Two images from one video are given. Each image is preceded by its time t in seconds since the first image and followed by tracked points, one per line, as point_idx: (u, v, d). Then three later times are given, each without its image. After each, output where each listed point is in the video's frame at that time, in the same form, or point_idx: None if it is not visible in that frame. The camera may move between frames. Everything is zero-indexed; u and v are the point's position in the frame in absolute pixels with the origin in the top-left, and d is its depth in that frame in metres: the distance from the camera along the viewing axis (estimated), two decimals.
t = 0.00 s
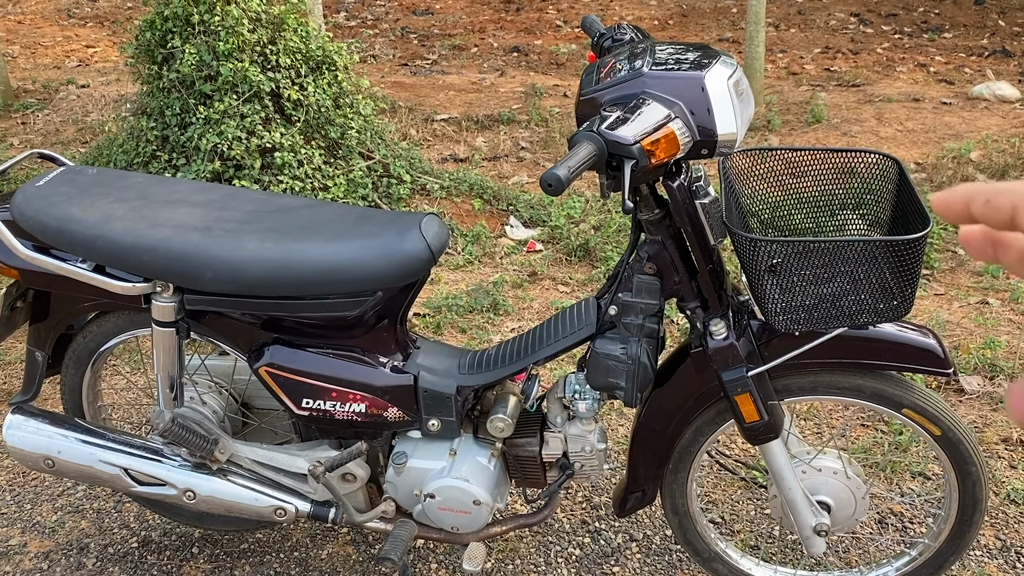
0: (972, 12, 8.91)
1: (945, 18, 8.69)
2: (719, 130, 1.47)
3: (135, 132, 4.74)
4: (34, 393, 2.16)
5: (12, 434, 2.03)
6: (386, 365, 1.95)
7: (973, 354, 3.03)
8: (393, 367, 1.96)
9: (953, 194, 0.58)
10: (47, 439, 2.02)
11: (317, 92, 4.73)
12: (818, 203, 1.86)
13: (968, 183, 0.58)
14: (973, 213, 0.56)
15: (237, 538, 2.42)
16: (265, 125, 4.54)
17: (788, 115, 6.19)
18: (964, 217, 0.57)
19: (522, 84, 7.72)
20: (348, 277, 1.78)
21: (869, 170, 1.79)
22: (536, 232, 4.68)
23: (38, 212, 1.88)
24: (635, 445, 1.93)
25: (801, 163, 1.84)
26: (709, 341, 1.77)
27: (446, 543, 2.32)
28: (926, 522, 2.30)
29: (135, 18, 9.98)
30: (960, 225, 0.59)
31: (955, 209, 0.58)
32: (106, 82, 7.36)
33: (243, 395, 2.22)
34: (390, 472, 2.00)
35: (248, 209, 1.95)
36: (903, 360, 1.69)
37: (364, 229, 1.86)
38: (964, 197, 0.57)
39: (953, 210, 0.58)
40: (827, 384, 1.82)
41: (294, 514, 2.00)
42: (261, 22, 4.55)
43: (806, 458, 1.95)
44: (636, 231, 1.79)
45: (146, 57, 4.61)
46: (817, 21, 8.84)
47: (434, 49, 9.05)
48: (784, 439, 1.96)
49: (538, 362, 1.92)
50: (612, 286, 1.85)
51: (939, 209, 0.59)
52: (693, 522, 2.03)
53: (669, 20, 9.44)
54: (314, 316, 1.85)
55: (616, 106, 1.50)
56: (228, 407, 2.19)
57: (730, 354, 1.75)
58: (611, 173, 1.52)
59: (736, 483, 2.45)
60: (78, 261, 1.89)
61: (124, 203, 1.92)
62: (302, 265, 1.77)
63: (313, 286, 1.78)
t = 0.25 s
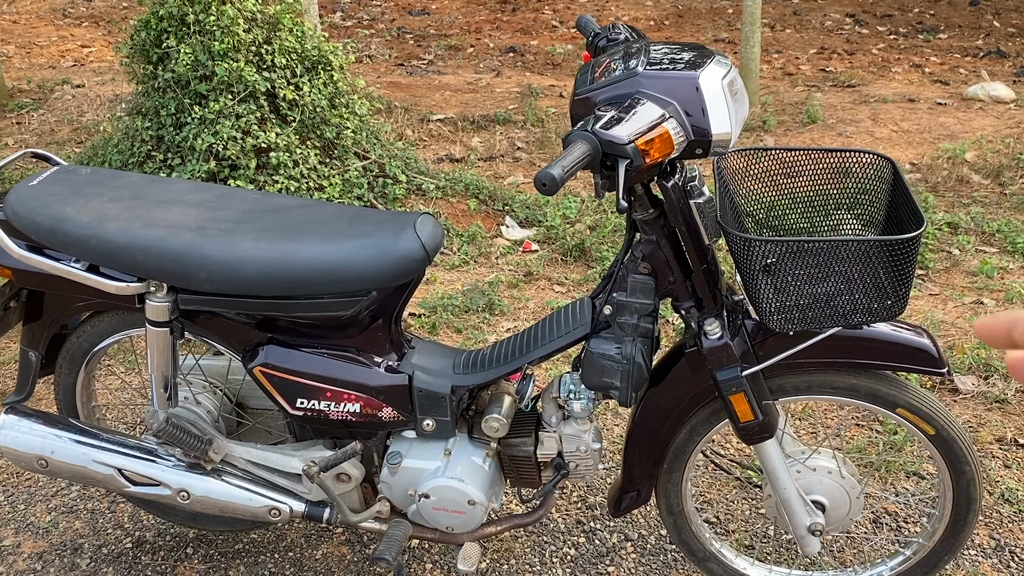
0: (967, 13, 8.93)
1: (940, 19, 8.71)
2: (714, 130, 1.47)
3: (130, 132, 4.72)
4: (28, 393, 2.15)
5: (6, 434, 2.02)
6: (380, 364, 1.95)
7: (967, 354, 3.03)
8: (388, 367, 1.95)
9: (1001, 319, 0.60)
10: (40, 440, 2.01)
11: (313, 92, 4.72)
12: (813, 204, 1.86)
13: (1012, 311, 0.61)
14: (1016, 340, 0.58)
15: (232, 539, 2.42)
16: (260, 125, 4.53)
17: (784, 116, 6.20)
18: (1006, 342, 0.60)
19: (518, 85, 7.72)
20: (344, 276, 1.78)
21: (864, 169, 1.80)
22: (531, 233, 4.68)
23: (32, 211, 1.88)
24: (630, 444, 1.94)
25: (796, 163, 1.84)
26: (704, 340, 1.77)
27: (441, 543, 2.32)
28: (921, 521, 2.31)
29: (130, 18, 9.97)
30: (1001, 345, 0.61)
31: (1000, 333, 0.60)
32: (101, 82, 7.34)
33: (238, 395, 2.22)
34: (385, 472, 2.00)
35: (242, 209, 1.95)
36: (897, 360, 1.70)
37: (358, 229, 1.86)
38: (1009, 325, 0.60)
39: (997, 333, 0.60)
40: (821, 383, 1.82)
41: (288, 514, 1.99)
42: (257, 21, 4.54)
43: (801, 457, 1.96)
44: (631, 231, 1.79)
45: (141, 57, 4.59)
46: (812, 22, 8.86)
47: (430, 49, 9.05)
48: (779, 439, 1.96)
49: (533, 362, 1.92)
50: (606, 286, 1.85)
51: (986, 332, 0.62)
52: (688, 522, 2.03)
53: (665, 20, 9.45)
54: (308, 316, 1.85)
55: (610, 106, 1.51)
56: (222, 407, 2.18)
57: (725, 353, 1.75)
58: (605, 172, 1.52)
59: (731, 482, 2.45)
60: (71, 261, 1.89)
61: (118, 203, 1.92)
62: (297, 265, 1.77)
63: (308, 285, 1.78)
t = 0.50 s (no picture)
0: (965, 13, 8.94)
1: (938, 20, 8.72)
2: (712, 130, 1.47)
3: (127, 131, 4.71)
4: (24, 393, 2.15)
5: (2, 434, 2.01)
6: (378, 364, 1.94)
7: (964, 354, 3.04)
8: (385, 367, 1.95)
9: (974, 263, 0.72)
10: (37, 440, 2.00)
11: (311, 92, 4.72)
12: (811, 204, 1.86)
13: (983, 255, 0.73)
14: (991, 281, 0.71)
15: (229, 539, 2.41)
16: (258, 125, 4.52)
17: (781, 116, 6.21)
18: (981, 285, 0.72)
19: (516, 85, 7.72)
20: (341, 276, 1.77)
21: (862, 169, 1.80)
22: (529, 233, 4.68)
23: (28, 210, 1.87)
24: (627, 445, 1.93)
25: (794, 164, 1.84)
26: (701, 341, 1.77)
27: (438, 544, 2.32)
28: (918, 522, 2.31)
29: (128, 17, 9.95)
30: (976, 290, 0.73)
31: (974, 277, 0.72)
32: (98, 82, 7.33)
33: (235, 395, 2.22)
34: (382, 473, 1.99)
35: (239, 209, 1.95)
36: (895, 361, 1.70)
37: (356, 229, 1.85)
38: (983, 267, 0.72)
39: (972, 277, 0.72)
40: (819, 384, 1.82)
41: (285, 515, 1.99)
42: (255, 21, 4.53)
43: (798, 458, 1.96)
44: (628, 231, 1.79)
45: (139, 56, 4.59)
46: (810, 22, 8.87)
47: (427, 49, 9.04)
48: (777, 439, 1.96)
49: (530, 362, 1.92)
50: (604, 286, 1.85)
51: (958, 277, 0.74)
52: (686, 522, 2.03)
53: (663, 20, 9.45)
54: (306, 316, 1.85)
55: (608, 106, 1.50)
56: (219, 407, 2.18)
57: (723, 354, 1.75)
58: (603, 173, 1.52)
59: (729, 482, 2.45)
60: (67, 261, 1.88)
61: (115, 202, 1.91)
62: (294, 265, 1.76)
63: (305, 285, 1.77)
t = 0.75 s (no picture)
0: (965, 14, 8.95)
1: (937, 20, 8.73)
2: (712, 130, 1.47)
3: (126, 130, 4.71)
4: (24, 392, 2.15)
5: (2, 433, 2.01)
6: (378, 364, 1.95)
7: (964, 354, 3.04)
8: (385, 367, 1.95)
9: (894, 237, 0.55)
10: (37, 439, 2.00)
11: (311, 91, 4.72)
12: (811, 204, 1.86)
13: (907, 226, 0.56)
14: (916, 258, 0.53)
15: (228, 538, 2.41)
16: (258, 124, 4.52)
17: (781, 116, 6.21)
18: (904, 264, 0.55)
19: (516, 84, 7.72)
20: (341, 275, 1.77)
21: (862, 169, 1.80)
22: (529, 232, 4.68)
23: (28, 209, 1.87)
24: (627, 444, 1.94)
25: (793, 164, 1.84)
26: (701, 340, 1.77)
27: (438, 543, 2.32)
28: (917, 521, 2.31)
29: (127, 16, 9.95)
30: (898, 270, 0.56)
31: (896, 255, 0.55)
32: (98, 81, 7.33)
33: (235, 394, 2.22)
34: (382, 472, 2.00)
35: (240, 208, 1.95)
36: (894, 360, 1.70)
37: (356, 228, 1.85)
38: (906, 242, 0.54)
39: (893, 254, 0.55)
40: (818, 384, 1.82)
41: (285, 514, 1.99)
42: (255, 20, 4.53)
43: (798, 458, 1.96)
44: (628, 231, 1.79)
45: (139, 55, 4.58)
46: (810, 23, 8.87)
47: (427, 48, 9.04)
48: (776, 439, 1.96)
49: (530, 361, 1.92)
50: (604, 286, 1.85)
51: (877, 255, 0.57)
52: (685, 522, 2.03)
53: (663, 20, 9.45)
54: (306, 315, 1.85)
55: (609, 105, 1.50)
56: (219, 406, 2.18)
57: (722, 353, 1.75)
58: (603, 172, 1.52)
59: (728, 482, 2.45)
60: (67, 260, 1.88)
61: (115, 201, 1.91)
62: (294, 264, 1.76)
63: (305, 285, 1.77)
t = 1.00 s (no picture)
0: (967, 14, 8.94)
1: (939, 21, 8.72)
2: (715, 130, 1.47)
3: (128, 129, 4.71)
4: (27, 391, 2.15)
5: (5, 431, 2.02)
6: (381, 363, 1.95)
7: (966, 355, 3.04)
8: (388, 366, 1.95)
9: (861, 244, 0.57)
10: (40, 437, 2.01)
11: (313, 91, 4.72)
12: (814, 204, 1.86)
13: (875, 234, 0.58)
14: (880, 265, 0.56)
15: (230, 537, 2.41)
16: (260, 123, 4.52)
17: (783, 116, 6.21)
18: (871, 271, 0.57)
19: (517, 84, 7.72)
20: (344, 274, 1.77)
21: (864, 169, 1.79)
22: (531, 232, 4.68)
23: (32, 208, 1.88)
24: (629, 444, 1.94)
25: (796, 163, 1.84)
26: (705, 341, 1.77)
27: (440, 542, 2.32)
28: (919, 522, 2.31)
29: (129, 16, 9.95)
30: (868, 276, 0.58)
31: (861, 261, 0.57)
32: (100, 80, 7.33)
33: (238, 393, 2.22)
34: (385, 471, 2.00)
35: (243, 207, 1.95)
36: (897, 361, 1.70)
37: (358, 227, 1.85)
38: (871, 249, 0.57)
39: (859, 262, 0.57)
40: (821, 384, 1.82)
41: (288, 513, 1.99)
42: (257, 19, 4.53)
43: (801, 458, 1.96)
44: (631, 231, 1.79)
45: (142, 54, 4.58)
46: (812, 23, 8.87)
47: (429, 48, 9.05)
48: (779, 439, 1.96)
49: (533, 361, 1.92)
50: (607, 286, 1.85)
51: (847, 263, 0.59)
52: (688, 522, 2.03)
53: (664, 20, 9.45)
54: (309, 314, 1.85)
55: (613, 106, 1.51)
56: (222, 405, 2.18)
57: (725, 354, 1.75)
58: (607, 172, 1.52)
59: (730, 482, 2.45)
60: (71, 259, 1.88)
61: (119, 200, 1.92)
62: (297, 263, 1.76)
63: (308, 284, 1.77)
